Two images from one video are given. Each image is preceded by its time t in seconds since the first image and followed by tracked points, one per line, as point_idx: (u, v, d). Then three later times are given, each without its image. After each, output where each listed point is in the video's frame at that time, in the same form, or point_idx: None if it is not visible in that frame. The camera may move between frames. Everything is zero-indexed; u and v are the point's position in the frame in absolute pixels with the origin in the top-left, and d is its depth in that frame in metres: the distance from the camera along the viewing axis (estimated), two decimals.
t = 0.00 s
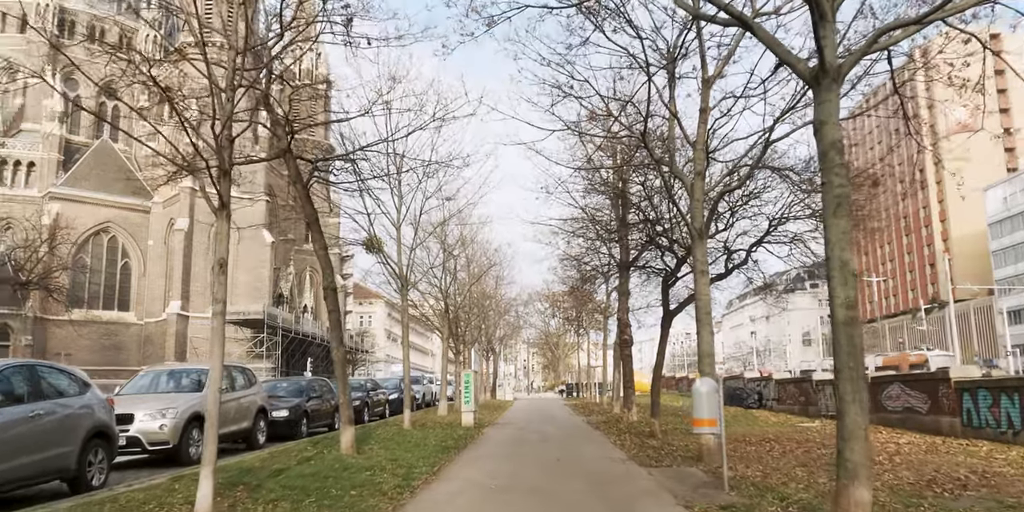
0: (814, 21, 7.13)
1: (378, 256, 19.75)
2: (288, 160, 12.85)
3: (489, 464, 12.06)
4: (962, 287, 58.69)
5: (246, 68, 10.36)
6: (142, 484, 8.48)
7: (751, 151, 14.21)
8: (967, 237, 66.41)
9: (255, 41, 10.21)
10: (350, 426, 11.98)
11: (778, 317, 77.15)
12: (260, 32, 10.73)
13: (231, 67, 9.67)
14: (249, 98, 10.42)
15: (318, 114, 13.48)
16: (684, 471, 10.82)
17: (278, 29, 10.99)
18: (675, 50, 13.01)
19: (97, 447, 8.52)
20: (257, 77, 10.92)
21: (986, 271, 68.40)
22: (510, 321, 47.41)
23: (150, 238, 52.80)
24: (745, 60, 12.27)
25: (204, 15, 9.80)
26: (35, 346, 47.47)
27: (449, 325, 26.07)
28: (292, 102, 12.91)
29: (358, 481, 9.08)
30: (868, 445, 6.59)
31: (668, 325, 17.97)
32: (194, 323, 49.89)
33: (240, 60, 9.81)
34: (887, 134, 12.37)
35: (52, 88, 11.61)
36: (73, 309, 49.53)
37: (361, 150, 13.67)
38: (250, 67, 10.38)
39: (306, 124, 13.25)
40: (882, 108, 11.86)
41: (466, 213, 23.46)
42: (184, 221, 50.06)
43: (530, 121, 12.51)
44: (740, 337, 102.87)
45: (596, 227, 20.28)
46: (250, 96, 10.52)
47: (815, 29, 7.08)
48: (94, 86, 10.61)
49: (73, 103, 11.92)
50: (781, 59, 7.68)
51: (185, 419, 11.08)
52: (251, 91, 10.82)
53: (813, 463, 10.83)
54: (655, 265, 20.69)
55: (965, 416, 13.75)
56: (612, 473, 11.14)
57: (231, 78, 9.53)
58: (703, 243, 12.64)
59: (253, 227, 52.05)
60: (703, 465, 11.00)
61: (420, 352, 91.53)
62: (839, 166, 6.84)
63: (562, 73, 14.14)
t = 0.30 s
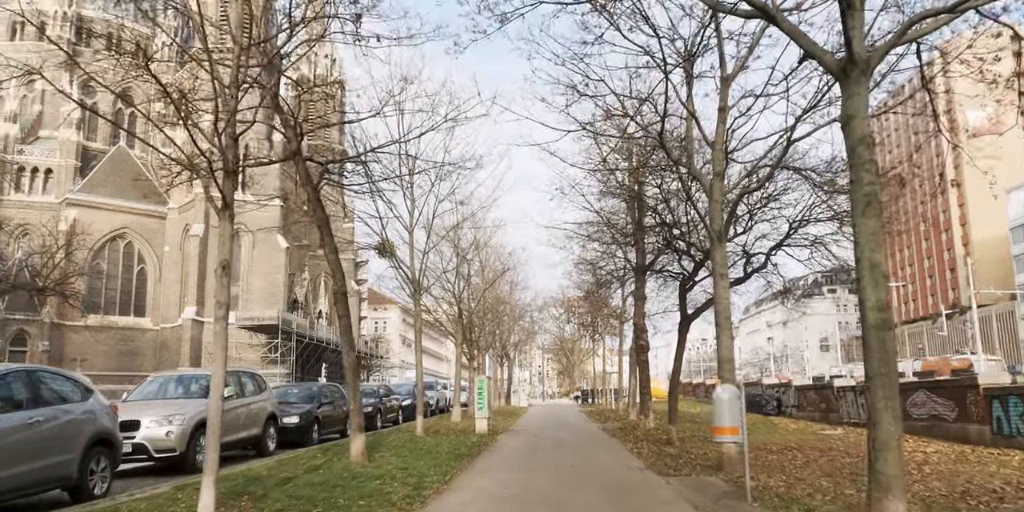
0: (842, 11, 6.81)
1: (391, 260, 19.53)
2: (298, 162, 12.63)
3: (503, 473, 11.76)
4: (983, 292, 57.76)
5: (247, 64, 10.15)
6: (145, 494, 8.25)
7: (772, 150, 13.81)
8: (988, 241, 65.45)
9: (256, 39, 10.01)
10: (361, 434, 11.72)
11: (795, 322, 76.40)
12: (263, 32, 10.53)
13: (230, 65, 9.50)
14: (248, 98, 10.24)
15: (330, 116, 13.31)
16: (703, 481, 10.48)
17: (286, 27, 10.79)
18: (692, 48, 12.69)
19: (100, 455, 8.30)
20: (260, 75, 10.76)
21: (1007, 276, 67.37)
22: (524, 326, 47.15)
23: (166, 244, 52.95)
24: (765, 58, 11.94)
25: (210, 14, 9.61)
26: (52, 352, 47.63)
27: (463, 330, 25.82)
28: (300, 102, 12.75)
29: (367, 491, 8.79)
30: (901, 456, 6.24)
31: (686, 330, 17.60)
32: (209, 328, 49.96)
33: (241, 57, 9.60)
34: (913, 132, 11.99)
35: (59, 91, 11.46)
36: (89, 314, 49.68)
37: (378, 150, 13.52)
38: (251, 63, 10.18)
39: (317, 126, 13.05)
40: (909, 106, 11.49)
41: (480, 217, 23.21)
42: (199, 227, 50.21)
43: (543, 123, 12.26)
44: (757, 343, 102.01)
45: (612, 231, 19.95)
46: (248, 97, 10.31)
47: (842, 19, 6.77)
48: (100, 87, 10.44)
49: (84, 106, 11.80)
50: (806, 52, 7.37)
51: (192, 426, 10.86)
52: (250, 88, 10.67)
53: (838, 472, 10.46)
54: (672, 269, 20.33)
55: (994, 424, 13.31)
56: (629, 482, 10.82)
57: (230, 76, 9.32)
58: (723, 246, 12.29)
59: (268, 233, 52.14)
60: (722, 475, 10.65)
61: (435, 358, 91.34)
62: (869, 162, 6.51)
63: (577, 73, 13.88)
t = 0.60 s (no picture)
0: None
1: (400, 262, 19.30)
2: (304, 162, 12.38)
3: (513, 479, 11.47)
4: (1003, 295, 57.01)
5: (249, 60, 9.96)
6: (144, 501, 8.03)
7: (789, 149, 13.45)
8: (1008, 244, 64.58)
9: (257, 33, 9.81)
10: (368, 438, 11.44)
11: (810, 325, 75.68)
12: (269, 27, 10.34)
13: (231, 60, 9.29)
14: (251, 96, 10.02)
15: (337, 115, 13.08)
16: (720, 488, 10.15)
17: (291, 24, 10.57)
18: (707, 44, 12.37)
19: (98, 460, 8.09)
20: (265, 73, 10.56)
21: None
22: (536, 331, 46.86)
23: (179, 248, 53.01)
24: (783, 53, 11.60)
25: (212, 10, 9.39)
26: (66, 356, 47.73)
27: (475, 334, 25.55)
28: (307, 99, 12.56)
29: (372, 498, 8.51)
30: (932, 463, 5.91)
31: (700, 333, 17.26)
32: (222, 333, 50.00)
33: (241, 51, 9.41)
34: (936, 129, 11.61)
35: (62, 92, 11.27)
36: (102, 319, 49.77)
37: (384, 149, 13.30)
38: (252, 58, 9.97)
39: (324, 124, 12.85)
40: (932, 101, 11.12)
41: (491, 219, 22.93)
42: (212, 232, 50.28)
43: (554, 121, 11.98)
44: (771, 347, 101.15)
45: (625, 233, 19.61)
46: (249, 94, 10.07)
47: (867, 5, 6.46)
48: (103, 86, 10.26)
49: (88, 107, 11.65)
50: (828, 41, 7.06)
51: (197, 431, 10.64)
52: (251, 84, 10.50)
53: (860, 479, 10.10)
54: (686, 272, 19.98)
55: (1021, 430, 12.88)
56: (644, 489, 10.52)
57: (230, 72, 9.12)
58: (739, 246, 11.94)
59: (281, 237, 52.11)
60: (740, 482, 10.33)
61: (447, 362, 91.06)
62: (895, 154, 6.19)
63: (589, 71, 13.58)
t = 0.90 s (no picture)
0: None
1: (414, 266, 19.05)
2: (314, 164, 12.13)
3: (529, 487, 11.14)
4: None
5: (255, 59, 9.75)
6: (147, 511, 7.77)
7: (811, 147, 13.06)
8: None
9: (261, 31, 9.58)
10: (381, 446, 11.15)
11: (830, 329, 74.78)
12: (277, 27, 10.11)
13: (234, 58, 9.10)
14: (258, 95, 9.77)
15: (348, 115, 12.83)
16: (744, 497, 9.79)
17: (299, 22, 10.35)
18: (726, 39, 12.02)
19: (101, 469, 7.85)
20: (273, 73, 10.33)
21: None
22: (553, 336, 46.53)
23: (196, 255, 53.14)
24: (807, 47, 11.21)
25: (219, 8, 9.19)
26: (85, 363, 47.93)
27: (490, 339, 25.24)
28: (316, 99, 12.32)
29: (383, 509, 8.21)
30: (974, 473, 5.54)
31: (721, 337, 16.85)
32: (238, 339, 50.05)
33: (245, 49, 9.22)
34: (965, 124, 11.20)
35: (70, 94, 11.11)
36: (120, 326, 49.95)
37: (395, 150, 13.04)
38: (257, 56, 9.74)
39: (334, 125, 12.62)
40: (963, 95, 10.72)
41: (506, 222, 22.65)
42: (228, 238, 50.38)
43: (568, 120, 11.68)
44: (791, 352, 100.08)
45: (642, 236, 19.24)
46: (255, 93, 9.86)
47: None
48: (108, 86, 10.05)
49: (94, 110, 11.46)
50: (857, 28, 6.72)
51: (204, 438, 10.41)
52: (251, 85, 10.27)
53: (890, 489, 9.69)
54: (705, 274, 19.58)
55: None
56: (664, 498, 10.17)
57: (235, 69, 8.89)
58: (761, 247, 11.56)
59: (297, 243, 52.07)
60: (764, 491, 9.96)
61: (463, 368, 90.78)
62: (932, 145, 5.84)
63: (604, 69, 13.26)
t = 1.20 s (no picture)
0: None
1: (429, 268, 18.82)
2: (327, 165, 11.88)
3: (548, 493, 10.83)
4: None
5: (261, 54, 9.55)
6: None
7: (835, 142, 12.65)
8: None
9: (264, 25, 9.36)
10: (395, 451, 10.88)
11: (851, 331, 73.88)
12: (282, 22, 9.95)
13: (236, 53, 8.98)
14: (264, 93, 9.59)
15: (360, 114, 12.61)
16: (771, 503, 9.45)
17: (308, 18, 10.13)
18: (747, 31, 11.66)
19: (107, 477, 7.65)
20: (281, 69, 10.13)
21: None
22: (571, 339, 46.20)
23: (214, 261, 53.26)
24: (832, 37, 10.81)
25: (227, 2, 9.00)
26: (105, 369, 48.13)
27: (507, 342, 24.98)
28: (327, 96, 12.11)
29: None
30: None
31: (743, 339, 16.48)
32: (256, 344, 50.13)
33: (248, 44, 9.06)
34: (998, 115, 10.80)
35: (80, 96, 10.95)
36: (139, 331, 50.12)
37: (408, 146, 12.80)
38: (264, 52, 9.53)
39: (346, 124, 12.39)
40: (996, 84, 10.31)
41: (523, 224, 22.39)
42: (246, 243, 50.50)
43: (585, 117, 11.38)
44: (812, 354, 99.02)
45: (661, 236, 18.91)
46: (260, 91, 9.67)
47: None
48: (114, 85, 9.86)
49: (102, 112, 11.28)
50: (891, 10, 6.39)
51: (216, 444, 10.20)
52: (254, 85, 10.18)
53: (924, 494, 9.32)
54: (725, 275, 19.20)
55: None
56: (688, 504, 9.84)
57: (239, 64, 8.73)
58: (785, 245, 11.20)
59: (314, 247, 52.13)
60: (791, 497, 9.62)
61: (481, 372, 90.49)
62: (974, 130, 5.52)
63: (620, 64, 12.97)
